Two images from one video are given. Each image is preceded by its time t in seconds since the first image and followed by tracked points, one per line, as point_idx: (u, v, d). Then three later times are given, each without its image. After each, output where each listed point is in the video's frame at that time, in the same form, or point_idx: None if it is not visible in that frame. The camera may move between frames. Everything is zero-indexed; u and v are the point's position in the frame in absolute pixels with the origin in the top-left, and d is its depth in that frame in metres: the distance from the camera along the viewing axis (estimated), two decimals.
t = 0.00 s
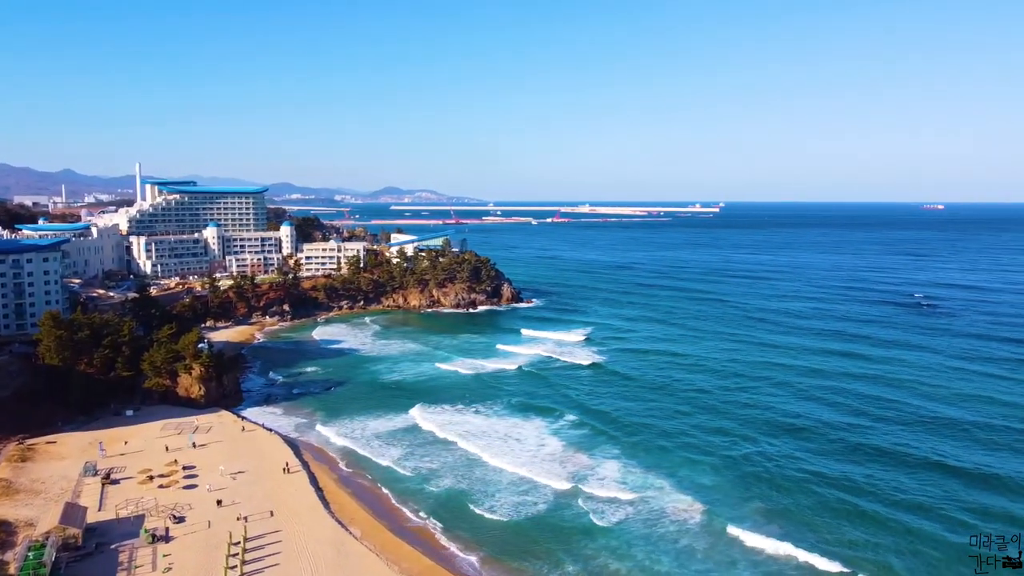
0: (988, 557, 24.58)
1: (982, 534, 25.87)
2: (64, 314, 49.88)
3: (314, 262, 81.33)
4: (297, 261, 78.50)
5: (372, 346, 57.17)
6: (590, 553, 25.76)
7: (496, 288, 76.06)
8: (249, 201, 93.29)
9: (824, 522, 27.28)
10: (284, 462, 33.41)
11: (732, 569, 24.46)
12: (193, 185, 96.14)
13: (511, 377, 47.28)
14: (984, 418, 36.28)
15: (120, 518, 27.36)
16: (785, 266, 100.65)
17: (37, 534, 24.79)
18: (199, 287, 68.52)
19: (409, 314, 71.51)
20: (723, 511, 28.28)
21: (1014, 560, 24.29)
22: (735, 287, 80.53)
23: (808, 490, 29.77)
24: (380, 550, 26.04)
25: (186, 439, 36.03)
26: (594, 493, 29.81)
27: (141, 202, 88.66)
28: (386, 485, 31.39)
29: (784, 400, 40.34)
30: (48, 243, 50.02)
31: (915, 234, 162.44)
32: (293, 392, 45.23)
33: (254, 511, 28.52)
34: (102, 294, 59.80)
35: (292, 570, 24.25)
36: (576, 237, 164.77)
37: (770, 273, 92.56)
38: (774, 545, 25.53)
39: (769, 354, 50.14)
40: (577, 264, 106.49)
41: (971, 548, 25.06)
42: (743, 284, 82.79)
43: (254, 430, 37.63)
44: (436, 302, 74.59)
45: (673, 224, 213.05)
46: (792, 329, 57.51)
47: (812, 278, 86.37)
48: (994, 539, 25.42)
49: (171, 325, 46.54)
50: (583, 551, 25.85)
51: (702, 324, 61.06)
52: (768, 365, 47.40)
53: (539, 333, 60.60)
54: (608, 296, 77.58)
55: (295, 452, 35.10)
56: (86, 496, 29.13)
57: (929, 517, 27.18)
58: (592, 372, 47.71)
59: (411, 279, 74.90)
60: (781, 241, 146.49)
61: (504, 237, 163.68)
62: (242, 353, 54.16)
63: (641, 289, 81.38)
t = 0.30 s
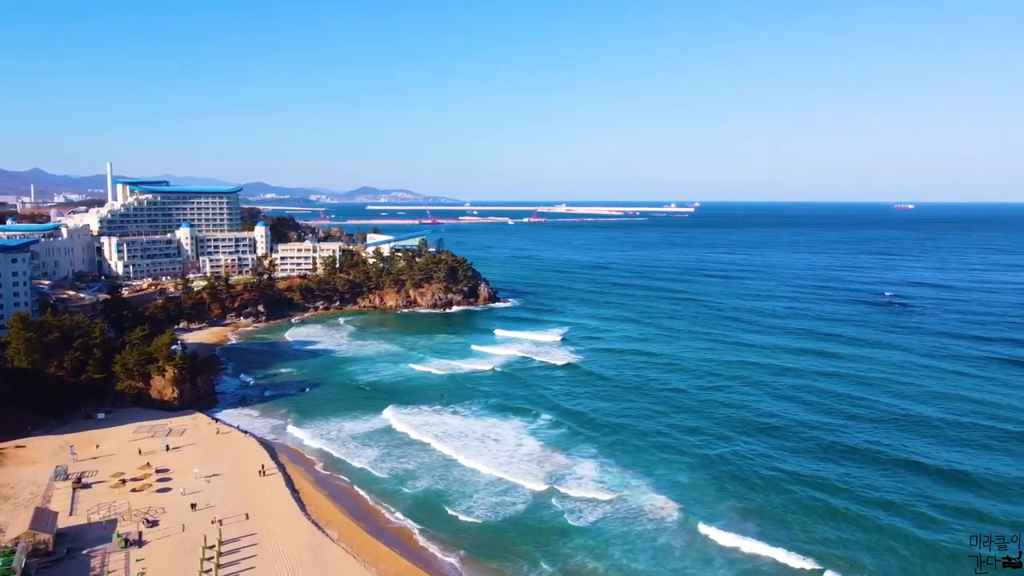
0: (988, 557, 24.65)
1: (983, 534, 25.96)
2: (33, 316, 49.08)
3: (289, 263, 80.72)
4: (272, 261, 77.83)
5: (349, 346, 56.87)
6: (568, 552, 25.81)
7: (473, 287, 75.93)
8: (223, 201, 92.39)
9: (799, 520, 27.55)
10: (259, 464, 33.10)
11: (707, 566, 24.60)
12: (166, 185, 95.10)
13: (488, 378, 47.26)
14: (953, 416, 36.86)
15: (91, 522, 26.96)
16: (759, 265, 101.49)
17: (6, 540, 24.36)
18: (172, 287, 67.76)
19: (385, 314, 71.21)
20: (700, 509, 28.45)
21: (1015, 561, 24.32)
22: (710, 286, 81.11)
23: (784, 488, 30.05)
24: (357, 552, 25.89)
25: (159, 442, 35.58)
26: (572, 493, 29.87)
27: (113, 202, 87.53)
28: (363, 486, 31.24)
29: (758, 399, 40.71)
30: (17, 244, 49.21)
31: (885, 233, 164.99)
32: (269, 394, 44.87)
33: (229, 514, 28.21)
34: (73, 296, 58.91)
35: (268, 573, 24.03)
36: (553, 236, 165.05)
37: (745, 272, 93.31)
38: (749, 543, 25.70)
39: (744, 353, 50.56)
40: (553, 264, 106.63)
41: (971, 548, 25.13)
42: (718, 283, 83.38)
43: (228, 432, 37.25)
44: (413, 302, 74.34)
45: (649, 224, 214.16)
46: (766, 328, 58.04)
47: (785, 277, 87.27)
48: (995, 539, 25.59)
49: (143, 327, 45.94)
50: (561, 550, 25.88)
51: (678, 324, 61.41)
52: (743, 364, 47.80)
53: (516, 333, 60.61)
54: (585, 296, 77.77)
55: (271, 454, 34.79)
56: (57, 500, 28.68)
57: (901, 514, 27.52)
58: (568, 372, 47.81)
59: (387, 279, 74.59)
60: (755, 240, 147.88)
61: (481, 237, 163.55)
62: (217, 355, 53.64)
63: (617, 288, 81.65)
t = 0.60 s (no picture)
0: (988, 557, 24.71)
1: (983, 534, 26.03)
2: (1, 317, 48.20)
3: (263, 263, 79.99)
4: (246, 261, 77.11)
5: (324, 347, 56.49)
6: (545, 552, 25.84)
7: (449, 288, 75.79)
8: (196, 201, 91.37)
9: (774, 517, 27.81)
10: (233, 467, 32.77)
11: (682, 564, 24.75)
12: (138, 185, 93.87)
13: (464, 378, 47.19)
14: (922, 414, 37.38)
15: (61, 528, 26.51)
16: (733, 264, 102.36)
17: None
18: (143, 289, 66.87)
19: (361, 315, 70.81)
20: (676, 508, 28.61)
21: (1015, 560, 24.35)
22: (685, 286, 81.63)
23: (759, 486, 30.31)
24: (334, 554, 25.72)
25: (131, 446, 35.08)
26: (549, 493, 29.89)
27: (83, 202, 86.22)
28: (339, 488, 31.05)
29: (733, 398, 41.04)
30: None
31: (856, 233, 167.24)
32: (243, 396, 44.43)
33: (203, 518, 27.90)
34: (42, 298, 57.92)
35: None
36: (529, 236, 165.21)
37: (719, 272, 94.03)
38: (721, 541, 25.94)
39: (719, 352, 50.94)
40: (529, 264, 106.67)
41: (971, 548, 25.21)
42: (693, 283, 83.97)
43: (202, 435, 36.86)
44: (389, 303, 73.99)
45: (624, 224, 215.13)
46: (740, 327, 58.52)
47: (759, 276, 88.00)
48: (994, 539, 25.60)
49: (114, 329, 45.30)
50: (539, 549, 25.90)
51: (654, 323, 61.69)
52: (717, 363, 48.16)
53: (492, 333, 60.57)
54: (561, 296, 77.91)
55: (245, 457, 34.43)
56: (26, 506, 28.17)
57: (872, 512, 27.85)
58: (545, 372, 47.88)
59: (363, 279, 74.20)
60: (729, 240, 149.06)
61: (457, 237, 163.27)
62: (190, 356, 53.02)
63: (592, 288, 81.86)
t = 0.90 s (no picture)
0: (989, 557, 24.82)
1: (985, 534, 26.13)
2: None
3: (236, 264, 79.16)
4: (218, 262, 76.31)
5: (298, 348, 56.10)
6: (522, 552, 25.83)
7: (425, 288, 75.62)
8: (168, 201, 90.22)
9: (750, 515, 28.06)
10: (207, 470, 32.37)
11: (657, 563, 24.85)
12: (107, 185, 92.50)
13: (440, 379, 47.08)
14: (892, 412, 37.88)
15: (29, 534, 26.00)
16: (706, 264, 103.14)
17: None
18: (114, 290, 65.91)
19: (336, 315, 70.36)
20: (652, 507, 28.76)
21: (1015, 561, 24.44)
22: (660, 286, 82.13)
23: (736, 485, 30.55)
24: (309, 556, 25.51)
25: (101, 449, 34.53)
26: (525, 492, 29.89)
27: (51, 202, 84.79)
28: (315, 490, 30.82)
29: (707, 397, 41.37)
30: None
31: (828, 232, 168.70)
32: (216, 398, 43.94)
33: (176, 521, 27.54)
34: (9, 299, 56.84)
35: None
36: (504, 236, 165.25)
37: (692, 271, 94.73)
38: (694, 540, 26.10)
39: (693, 351, 51.32)
40: (504, 264, 106.63)
41: (971, 548, 25.33)
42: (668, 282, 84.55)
43: (174, 437, 36.43)
44: (364, 303, 73.58)
45: (599, 224, 216.09)
46: (713, 327, 59.00)
47: (732, 276, 88.70)
48: (994, 539, 25.74)
49: (84, 331, 44.59)
50: (516, 549, 25.89)
51: (629, 323, 61.98)
52: (692, 362, 48.55)
53: (468, 333, 60.50)
54: (536, 296, 77.99)
55: (219, 460, 34.04)
56: None
57: (844, 510, 28.14)
58: (520, 372, 47.95)
59: (338, 279, 73.74)
60: (703, 240, 149.96)
61: (432, 237, 162.85)
62: (162, 358, 52.36)
63: (568, 288, 82.01)
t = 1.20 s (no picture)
0: (988, 557, 24.91)
1: (984, 534, 26.20)
2: None
3: (209, 265, 78.24)
4: (190, 263, 75.39)
5: (272, 349, 55.63)
6: (499, 552, 25.79)
7: (400, 288, 75.31)
8: (138, 201, 89.01)
9: (725, 513, 28.27)
10: (179, 474, 31.94)
11: (633, 562, 24.94)
12: (76, 185, 91.06)
13: (415, 380, 46.89)
14: (863, 411, 38.33)
15: None
16: (680, 263, 103.77)
17: None
18: (83, 291, 64.89)
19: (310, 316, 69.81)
20: (628, 506, 28.88)
21: (1015, 560, 24.51)
22: (635, 285, 82.47)
23: (712, 484, 30.75)
24: (284, 559, 25.26)
25: (70, 453, 33.94)
26: (502, 493, 29.86)
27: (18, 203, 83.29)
28: (290, 492, 30.54)
29: (681, 397, 41.61)
30: None
31: (800, 232, 170.30)
32: (189, 400, 43.40)
33: (147, 526, 27.14)
34: None
35: None
36: (479, 236, 165.04)
37: (667, 271, 95.24)
38: (669, 539, 26.24)
39: (667, 351, 51.61)
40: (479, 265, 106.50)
41: (972, 548, 25.41)
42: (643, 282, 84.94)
43: (145, 441, 35.95)
44: (339, 304, 73.09)
45: (574, 223, 216.66)
46: (688, 326, 59.37)
47: (706, 276, 89.33)
48: (994, 539, 25.81)
49: (53, 333, 43.84)
50: (494, 550, 25.84)
51: (604, 323, 62.17)
52: (667, 362, 48.82)
53: (444, 334, 60.33)
54: (512, 296, 77.96)
55: (192, 463, 33.59)
56: None
57: (815, 508, 28.41)
58: (496, 373, 47.90)
59: (312, 280, 73.18)
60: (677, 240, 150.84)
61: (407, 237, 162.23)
62: (133, 360, 51.65)
63: (543, 288, 82.07)
